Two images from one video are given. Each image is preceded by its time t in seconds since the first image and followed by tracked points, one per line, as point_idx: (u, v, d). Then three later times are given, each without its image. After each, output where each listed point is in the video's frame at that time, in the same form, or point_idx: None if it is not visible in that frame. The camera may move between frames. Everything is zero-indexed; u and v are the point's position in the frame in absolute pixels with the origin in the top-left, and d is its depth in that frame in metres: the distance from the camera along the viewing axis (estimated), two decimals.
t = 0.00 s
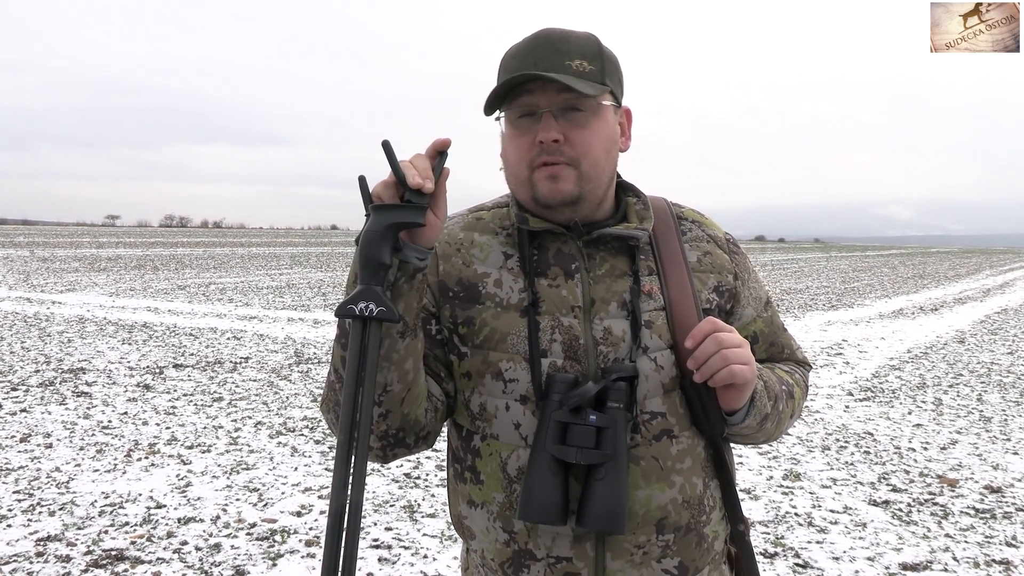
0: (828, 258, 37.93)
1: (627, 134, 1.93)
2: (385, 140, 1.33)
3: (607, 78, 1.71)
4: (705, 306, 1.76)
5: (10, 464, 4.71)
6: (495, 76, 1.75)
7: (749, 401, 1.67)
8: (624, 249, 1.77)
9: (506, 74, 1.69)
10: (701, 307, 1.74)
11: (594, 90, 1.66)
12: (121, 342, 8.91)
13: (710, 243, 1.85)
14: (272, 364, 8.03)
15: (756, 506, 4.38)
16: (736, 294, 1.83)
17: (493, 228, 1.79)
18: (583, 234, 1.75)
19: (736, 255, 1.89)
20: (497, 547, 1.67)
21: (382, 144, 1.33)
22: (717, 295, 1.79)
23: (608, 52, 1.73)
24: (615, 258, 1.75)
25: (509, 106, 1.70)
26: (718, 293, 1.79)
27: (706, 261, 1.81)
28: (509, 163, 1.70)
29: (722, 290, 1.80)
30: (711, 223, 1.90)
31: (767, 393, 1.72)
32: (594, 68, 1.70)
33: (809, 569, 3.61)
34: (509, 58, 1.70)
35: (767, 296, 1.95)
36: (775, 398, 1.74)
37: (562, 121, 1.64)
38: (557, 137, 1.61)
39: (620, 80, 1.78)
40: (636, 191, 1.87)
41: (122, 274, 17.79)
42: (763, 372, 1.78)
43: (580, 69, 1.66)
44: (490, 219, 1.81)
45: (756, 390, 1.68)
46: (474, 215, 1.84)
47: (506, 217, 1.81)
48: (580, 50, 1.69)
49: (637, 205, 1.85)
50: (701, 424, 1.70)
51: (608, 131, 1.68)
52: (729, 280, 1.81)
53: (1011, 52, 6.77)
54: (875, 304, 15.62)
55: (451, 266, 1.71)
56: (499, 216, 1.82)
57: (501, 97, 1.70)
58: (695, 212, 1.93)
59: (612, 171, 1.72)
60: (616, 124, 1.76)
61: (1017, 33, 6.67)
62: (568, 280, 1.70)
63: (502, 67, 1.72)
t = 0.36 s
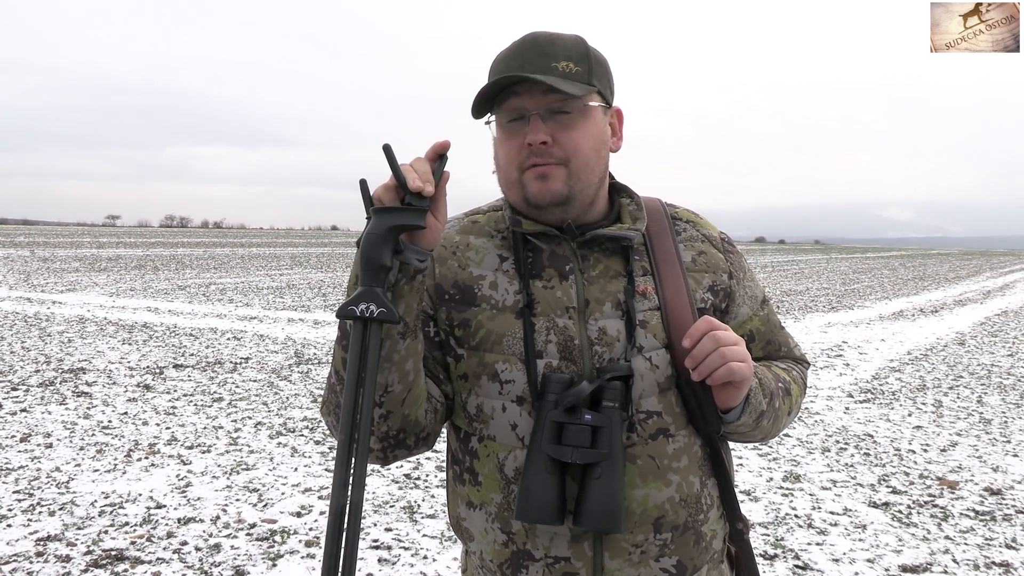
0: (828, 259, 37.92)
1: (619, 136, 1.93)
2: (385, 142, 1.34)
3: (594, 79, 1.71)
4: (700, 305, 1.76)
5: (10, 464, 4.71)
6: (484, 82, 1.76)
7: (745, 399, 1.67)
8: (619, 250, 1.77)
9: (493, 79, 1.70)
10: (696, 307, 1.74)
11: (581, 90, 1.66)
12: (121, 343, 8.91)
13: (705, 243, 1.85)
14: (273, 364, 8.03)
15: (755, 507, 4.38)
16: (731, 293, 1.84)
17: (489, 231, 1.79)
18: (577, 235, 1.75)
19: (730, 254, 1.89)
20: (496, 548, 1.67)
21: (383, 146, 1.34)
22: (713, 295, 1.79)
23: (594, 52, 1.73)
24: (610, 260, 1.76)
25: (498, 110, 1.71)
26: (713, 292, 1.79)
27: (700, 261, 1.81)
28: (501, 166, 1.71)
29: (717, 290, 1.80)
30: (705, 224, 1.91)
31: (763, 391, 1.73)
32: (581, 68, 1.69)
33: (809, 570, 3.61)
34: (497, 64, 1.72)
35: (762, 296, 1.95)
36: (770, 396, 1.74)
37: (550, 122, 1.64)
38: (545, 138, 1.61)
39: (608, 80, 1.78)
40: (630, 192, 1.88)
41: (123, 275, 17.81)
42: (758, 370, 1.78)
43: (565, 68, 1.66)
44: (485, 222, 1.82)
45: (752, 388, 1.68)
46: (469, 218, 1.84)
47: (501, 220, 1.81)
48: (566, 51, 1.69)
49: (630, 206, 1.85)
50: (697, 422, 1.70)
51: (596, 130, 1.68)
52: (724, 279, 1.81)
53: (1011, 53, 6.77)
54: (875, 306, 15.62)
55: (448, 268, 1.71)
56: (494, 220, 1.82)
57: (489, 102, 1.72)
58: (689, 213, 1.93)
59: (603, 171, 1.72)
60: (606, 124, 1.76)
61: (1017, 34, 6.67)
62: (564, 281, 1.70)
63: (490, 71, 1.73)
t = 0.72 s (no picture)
0: (829, 261, 37.90)
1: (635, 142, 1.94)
2: (388, 145, 1.34)
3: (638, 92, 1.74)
4: (701, 308, 1.76)
5: (11, 465, 4.71)
6: (531, 64, 1.71)
7: (743, 401, 1.67)
8: (621, 251, 1.78)
9: (547, 66, 1.66)
10: (696, 309, 1.74)
11: (629, 97, 1.67)
12: (122, 344, 8.92)
13: (707, 247, 1.85)
14: (274, 365, 8.03)
15: (756, 509, 4.38)
16: (732, 297, 1.84)
17: (493, 230, 1.79)
18: (581, 236, 1.75)
19: (732, 260, 1.89)
20: (493, 546, 1.67)
21: (386, 150, 1.35)
22: (713, 298, 1.79)
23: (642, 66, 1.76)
24: (611, 260, 1.76)
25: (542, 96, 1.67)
26: (714, 296, 1.79)
27: (701, 264, 1.81)
28: (531, 155, 1.68)
29: (718, 293, 1.80)
30: (707, 228, 1.91)
31: (761, 394, 1.73)
32: (631, 77, 1.71)
33: (809, 571, 3.61)
34: (551, 50, 1.67)
35: (762, 301, 1.96)
36: (768, 399, 1.74)
37: (594, 123, 1.64)
38: (590, 139, 1.61)
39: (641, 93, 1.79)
40: (636, 195, 1.88)
41: (124, 276, 17.84)
42: (757, 374, 1.78)
43: (618, 73, 1.66)
44: (489, 221, 1.82)
45: (751, 391, 1.69)
46: (473, 216, 1.84)
47: (505, 219, 1.82)
48: (621, 58, 1.70)
49: (635, 208, 1.85)
50: (695, 423, 1.70)
51: (632, 141, 1.71)
52: (724, 283, 1.82)
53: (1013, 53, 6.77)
54: (875, 307, 15.63)
55: (451, 267, 1.72)
56: (498, 219, 1.83)
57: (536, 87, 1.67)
58: (692, 217, 1.93)
59: (627, 179, 1.75)
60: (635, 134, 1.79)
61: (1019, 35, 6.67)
62: (565, 281, 1.71)
63: (541, 56, 1.69)
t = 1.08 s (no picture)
0: (829, 260, 37.89)
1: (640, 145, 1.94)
2: (342, 140, 1.34)
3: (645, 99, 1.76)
4: (703, 311, 1.76)
5: (13, 465, 4.72)
6: (541, 66, 1.71)
7: (746, 405, 1.67)
8: (624, 254, 1.78)
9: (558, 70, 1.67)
10: (699, 313, 1.75)
11: (636, 104, 1.69)
12: (122, 344, 8.92)
13: (709, 250, 1.85)
14: (275, 366, 8.03)
15: (758, 508, 4.38)
16: (733, 300, 1.84)
17: (495, 233, 1.79)
18: (585, 239, 1.75)
19: (734, 262, 1.90)
20: (496, 549, 1.67)
21: (340, 145, 1.34)
22: (715, 301, 1.79)
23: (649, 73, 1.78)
24: (614, 264, 1.76)
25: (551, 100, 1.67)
26: (716, 298, 1.80)
27: (704, 267, 1.81)
28: (537, 158, 1.68)
29: (720, 296, 1.80)
30: (709, 230, 1.91)
31: (763, 397, 1.73)
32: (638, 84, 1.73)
33: (811, 571, 3.61)
34: (562, 54, 1.68)
35: (763, 303, 1.96)
36: (770, 402, 1.75)
37: (601, 130, 1.65)
38: (598, 145, 1.62)
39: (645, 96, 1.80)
40: (638, 198, 1.88)
41: (125, 276, 17.88)
42: (758, 376, 1.78)
43: (627, 80, 1.68)
44: (492, 223, 1.82)
45: (752, 394, 1.69)
46: (476, 218, 1.84)
47: (508, 221, 1.82)
48: (630, 65, 1.71)
49: (638, 211, 1.85)
50: (698, 427, 1.71)
51: (638, 149, 1.73)
52: (727, 286, 1.82)
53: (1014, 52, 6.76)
54: (876, 306, 15.63)
55: (453, 270, 1.72)
56: (500, 221, 1.82)
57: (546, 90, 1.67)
58: (694, 219, 1.93)
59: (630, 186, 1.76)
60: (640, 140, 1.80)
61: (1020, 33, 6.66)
62: (568, 284, 1.71)
63: (551, 58, 1.69)
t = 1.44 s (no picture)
0: (828, 258, 37.94)
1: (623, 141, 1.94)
2: (381, 146, 1.35)
3: (607, 81, 1.73)
4: (696, 305, 1.77)
5: (11, 465, 4.71)
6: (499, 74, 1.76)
7: (740, 396, 1.67)
8: (616, 250, 1.78)
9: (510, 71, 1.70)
10: (692, 307, 1.75)
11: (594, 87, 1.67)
12: (121, 344, 8.92)
13: (701, 244, 1.86)
14: (273, 365, 8.03)
15: (756, 506, 4.39)
16: (726, 293, 1.84)
17: (487, 233, 1.79)
18: (575, 236, 1.76)
19: (726, 256, 1.90)
20: (494, 547, 1.68)
21: (379, 151, 1.35)
22: (708, 295, 1.79)
23: (609, 56, 1.76)
24: (606, 260, 1.76)
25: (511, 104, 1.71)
26: (709, 292, 1.80)
27: (696, 261, 1.82)
28: (509, 160, 1.71)
29: (713, 290, 1.80)
30: (701, 225, 1.91)
31: (758, 389, 1.73)
32: (596, 68, 1.72)
33: (809, 569, 3.62)
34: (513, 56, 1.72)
35: (757, 296, 1.96)
36: (766, 394, 1.75)
37: (561, 119, 1.65)
38: (557, 134, 1.61)
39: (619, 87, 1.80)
40: (627, 194, 1.88)
41: (123, 275, 17.87)
42: (753, 368, 1.79)
43: (581, 65, 1.67)
44: (484, 224, 1.82)
45: (747, 386, 1.69)
46: (468, 220, 1.84)
47: (499, 222, 1.82)
48: (583, 51, 1.71)
49: (627, 207, 1.85)
50: (693, 420, 1.71)
51: (606, 131, 1.70)
52: (719, 280, 1.82)
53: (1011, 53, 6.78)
54: (874, 304, 15.66)
55: (446, 270, 1.72)
56: (492, 222, 1.82)
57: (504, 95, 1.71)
58: (685, 215, 1.94)
59: (609, 172, 1.73)
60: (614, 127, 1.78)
61: (1017, 34, 6.68)
62: (560, 282, 1.71)
63: (506, 66, 1.72)
